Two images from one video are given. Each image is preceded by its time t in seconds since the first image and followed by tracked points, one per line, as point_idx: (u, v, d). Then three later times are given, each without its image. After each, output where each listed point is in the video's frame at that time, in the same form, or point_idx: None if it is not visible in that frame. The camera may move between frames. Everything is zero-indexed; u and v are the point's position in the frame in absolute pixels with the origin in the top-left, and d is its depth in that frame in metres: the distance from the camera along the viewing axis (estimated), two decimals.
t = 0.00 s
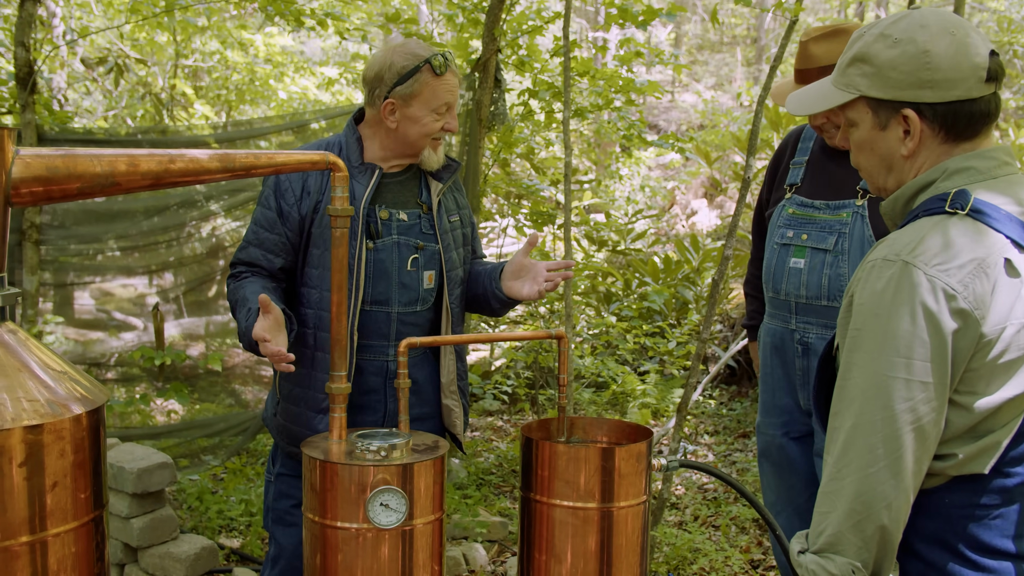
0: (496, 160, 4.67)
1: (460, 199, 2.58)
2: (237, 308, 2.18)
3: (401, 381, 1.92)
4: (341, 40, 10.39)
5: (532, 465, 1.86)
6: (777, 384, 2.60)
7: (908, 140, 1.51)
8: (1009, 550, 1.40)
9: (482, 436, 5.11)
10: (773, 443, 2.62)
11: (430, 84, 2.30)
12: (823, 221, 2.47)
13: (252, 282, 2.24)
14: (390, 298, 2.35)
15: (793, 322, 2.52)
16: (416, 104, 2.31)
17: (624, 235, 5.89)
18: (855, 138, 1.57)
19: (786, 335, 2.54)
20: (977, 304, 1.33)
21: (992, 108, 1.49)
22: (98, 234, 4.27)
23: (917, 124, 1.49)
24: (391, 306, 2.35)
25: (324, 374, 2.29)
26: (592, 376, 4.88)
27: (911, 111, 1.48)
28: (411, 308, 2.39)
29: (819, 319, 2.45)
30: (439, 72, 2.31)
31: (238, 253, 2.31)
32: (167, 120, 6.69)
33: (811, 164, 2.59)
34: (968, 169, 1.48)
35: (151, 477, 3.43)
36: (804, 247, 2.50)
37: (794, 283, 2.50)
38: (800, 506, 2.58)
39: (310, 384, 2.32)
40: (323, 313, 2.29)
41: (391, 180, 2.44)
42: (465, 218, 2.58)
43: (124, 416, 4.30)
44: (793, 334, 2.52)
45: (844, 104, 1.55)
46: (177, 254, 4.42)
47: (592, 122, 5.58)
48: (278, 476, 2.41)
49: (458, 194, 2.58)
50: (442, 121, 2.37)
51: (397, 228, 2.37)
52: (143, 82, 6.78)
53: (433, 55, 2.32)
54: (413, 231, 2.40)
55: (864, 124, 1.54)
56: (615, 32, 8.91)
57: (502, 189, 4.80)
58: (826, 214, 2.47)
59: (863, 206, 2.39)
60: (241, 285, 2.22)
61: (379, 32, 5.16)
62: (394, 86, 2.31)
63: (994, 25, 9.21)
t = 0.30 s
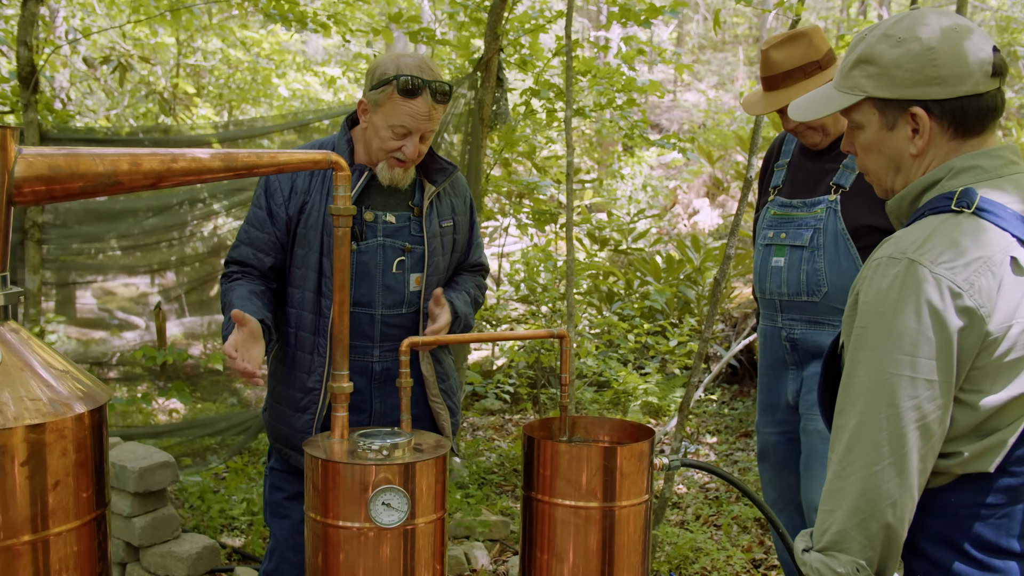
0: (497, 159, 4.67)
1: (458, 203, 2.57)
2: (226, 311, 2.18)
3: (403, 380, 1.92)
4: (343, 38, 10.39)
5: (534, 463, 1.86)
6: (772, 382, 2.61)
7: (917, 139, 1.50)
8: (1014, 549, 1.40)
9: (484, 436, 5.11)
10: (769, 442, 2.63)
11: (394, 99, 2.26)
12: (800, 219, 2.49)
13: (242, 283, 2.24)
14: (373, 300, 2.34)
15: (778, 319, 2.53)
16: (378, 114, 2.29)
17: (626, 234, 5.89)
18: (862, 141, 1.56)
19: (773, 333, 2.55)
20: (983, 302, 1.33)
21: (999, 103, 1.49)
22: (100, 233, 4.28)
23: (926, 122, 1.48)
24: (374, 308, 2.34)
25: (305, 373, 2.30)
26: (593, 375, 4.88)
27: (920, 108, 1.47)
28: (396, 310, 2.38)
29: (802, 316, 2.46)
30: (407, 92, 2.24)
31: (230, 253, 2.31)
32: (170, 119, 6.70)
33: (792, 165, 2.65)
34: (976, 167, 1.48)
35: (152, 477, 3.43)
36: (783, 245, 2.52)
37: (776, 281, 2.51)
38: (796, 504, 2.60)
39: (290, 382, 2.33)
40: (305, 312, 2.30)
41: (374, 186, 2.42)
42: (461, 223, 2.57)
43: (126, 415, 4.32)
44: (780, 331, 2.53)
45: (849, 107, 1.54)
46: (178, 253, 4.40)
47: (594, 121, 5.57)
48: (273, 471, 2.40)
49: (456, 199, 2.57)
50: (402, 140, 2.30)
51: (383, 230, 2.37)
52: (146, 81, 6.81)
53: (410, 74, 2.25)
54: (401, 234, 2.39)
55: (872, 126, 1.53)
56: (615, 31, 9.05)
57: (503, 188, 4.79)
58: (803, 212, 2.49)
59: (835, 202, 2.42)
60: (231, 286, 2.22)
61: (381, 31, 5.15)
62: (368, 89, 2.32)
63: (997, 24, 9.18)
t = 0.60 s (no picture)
0: (504, 159, 4.67)
1: (459, 204, 2.55)
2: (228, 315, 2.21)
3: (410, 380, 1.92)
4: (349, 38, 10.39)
5: (540, 464, 1.86)
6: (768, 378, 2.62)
7: (930, 139, 1.49)
8: None
9: (490, 436, 5.11)
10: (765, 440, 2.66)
11: (390, 100, 2.25)
12: (797, 215, 2.48)
13: (244, 285, 2.27)
14: (366, 300, 2.35)
15: (776, 316, 2.52)
16: (374, 114, 2.30)
17: (633, 234, 5.87)
18: (874, 143, 1.55)
19: (771, 329, 2.54)
20: (995, 302, 1.32)
21: (1011, 102, 1.48)
22: (107, 233, 4.29)
23: (938, 122, 1.47)
24: (366, 307, 2.35)
25: (294, 370, 2.28)
26: (600, 375, 4.88)
27: (933, 108, 1.46)
28: (388, 310, 2.38)
29: (798, 311, 2.45)
30: (400, 93, 2.23)
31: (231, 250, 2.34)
32: (177, 119, 6.71)
33: (792, 164, 2.65)
34: (988, 168, 1.46)
35: (160, 476, 3.44)
36: (781, 241, 2.51)
37: (772, 277, 2.50)
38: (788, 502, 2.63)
39: (282, 379, 2.31)
40: (296, 310, 2.28)
41: (372, 184, 2.42)
42: (462, 224, 2.55)
43: (133, 414, 4.33)
44: (777, 327, 2.52)
45: (860, 109, 1.53)
46: (185, 253, 4.40)
47: (601, 121, 5.56)
48: (274, 468, 2.39)
49: (457, 199, 2.55)
50: (398, 140, 2.30)
51: (377, 229, 2.37)
52: (153, 82, 6.82)
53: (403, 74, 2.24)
54: (396, 234, 2.39)
55: (883, 127, 1.52)
56: (624, 31, 9.25)
57: (509, 189, 4.79)
58: (800, 208, 2.48)
59: (831, 197, 2.40)
60: (233, 288, 2.26)
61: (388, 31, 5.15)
62: (364, 90, 2.32)
63: (1004, 24, 9.14)
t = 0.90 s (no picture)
0: (508, 159, 4.66)
1: (464, 204, 2.55)
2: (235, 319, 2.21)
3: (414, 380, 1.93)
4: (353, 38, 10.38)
5: (545, 463, 1.85)
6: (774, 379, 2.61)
7: (934, 139, 1.49)
8: None
9: (494, 436, 5.11)
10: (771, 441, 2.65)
11: (397, 98, 2.25)
12: (801, 215, 2.48)
13: (251, 286, 2.27)
14: (373, 299, 2.35)
15: (781, 316, 2.51)
16: (381, 113, 2.30)
17: (636, 234, 5.87)
18: (878, 143, 1.54)
19: (776, 330, 2.53)
20: (999, 300, 1.31)
21: (1015, 101, 1.47)
22: (111, 232, 4.29)
23: (943, 121, 1.46)
24: (374, 307, 2.35)
25: (303, 371, 2.28)
26: (604, 375, 4.88)
27: (937, 108, 1.46)
28: (396, 310, 2.38)
29: (804, 311, 2.44)
30: (407, 91, 2.23)
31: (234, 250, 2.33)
32: (180, 119, 6.71)
33: (792, 165, 2.65)
34: (992, 167, 1.46)
35: (164, 476, 3.44)
36: (785, 241, 2.50)
37: (777, 278, 2.49)
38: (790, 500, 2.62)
39: (290, 379, 2.31)
40: (303, 310, 2.29)
41: (377, 184, 2.42)
42: (467, 224, 2.56)
43: (137, 414, 4.33)
44: (783, 328, 2.51)
45: (864, 109, 1.52)
46: (189, 253, 4.42)
47: (605, 121, 5.55)
48: (279, 468, 2.39)
49: (462, 200, 2.55)
50: (405, 139, 2.30)
51: (383, 228, 2.36)
52: (157, 82, 6.83)
53: (410, 73, 2.25)
54: (402, 233, 2.39)
55: (887, 127, 1.51)
56: (628, 30, 9.23)
57: (513, 189, 4.78)
58: (804, 208, 2.48)
59: (835, 195, 2.40)
60: (240, 290, 2.26)
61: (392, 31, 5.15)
62: (370, 89, 2.33)
63: (1008, 23, 9.11)
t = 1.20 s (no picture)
0: (508, 159, 4.66)
1: (473, 209, 2.55)
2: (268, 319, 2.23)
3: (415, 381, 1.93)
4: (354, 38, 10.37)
5: (545, 464, 1.85)
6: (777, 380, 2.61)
7: (931, 138, 1.49)
8: None
9: (495, 436, 5.11)
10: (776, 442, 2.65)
11: (422, 98, 2.28)
12: (804, 215, 2.47)
13: (273, 285, 2.26)
14: (382, 298, 2.34)
15: (785, 318, 2.50)
16: (405, 112, 2.31)
17: (637, 234, 5.86)
18: (875, 143, 1.54)
19: (780, 331, 2.52)
20: (998, 299, 1.31)
21: (1012, 100, 1.47)
22: (112, 233, 4.30)
23: (940, 121, 1.46)
24: (382, 305, 2.34)
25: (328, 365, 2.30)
26: (604, 375, 4.88)
27: (934, 107, 1.45)
28: (404, 310, 2.36)
29: (810, 312, 2.43)
30: (434, 91, 2.26)
31: (245, 244, 2.29)
32: (180, 119, 6.71)
33: (793, 165, 2.63)
34: (990, 167, 1.45)
35: (165, 476, 3.44)
36: (789, 243, 2.48)
37: (782, 280, 2.47)
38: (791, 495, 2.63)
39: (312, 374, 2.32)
40: (327, 306, 2.30)
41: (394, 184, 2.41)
42: (475, 228, 2.55)
43: (138, 414, 4.32)
44: (787, 329, 2.50)
45: (861, 109, 1.52)
46: (190, 253, 4.43)
47: (605, 120, 5.55)
48: (278, 467, 2.38)
49: (471, 204, 2.55)
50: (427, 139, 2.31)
51: (394, 228, 2.35)
52: (157, 81, 6.82)
53: (438, 73, 2.28)
54: (412, 233, 2.38)
55: (884, 127, 1.51)
56: (627, 30, 9.17)
57: (514, 189, 4.78)
58: (807, 208, 2.47)
59: (840, 196, 2.39)
60: (263, 289, 2.25)
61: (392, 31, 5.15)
62: (393, 88, 2.34)
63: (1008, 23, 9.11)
